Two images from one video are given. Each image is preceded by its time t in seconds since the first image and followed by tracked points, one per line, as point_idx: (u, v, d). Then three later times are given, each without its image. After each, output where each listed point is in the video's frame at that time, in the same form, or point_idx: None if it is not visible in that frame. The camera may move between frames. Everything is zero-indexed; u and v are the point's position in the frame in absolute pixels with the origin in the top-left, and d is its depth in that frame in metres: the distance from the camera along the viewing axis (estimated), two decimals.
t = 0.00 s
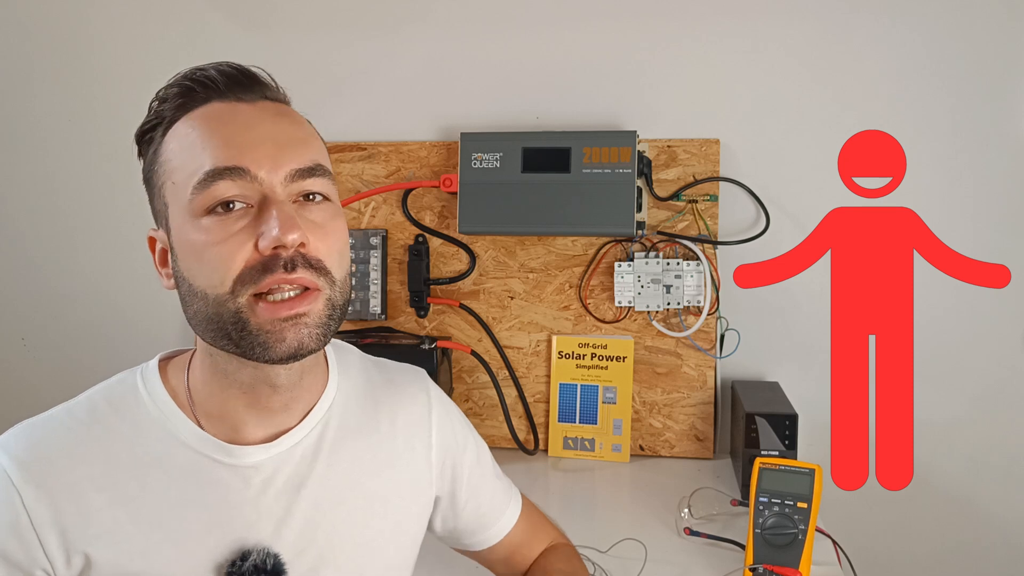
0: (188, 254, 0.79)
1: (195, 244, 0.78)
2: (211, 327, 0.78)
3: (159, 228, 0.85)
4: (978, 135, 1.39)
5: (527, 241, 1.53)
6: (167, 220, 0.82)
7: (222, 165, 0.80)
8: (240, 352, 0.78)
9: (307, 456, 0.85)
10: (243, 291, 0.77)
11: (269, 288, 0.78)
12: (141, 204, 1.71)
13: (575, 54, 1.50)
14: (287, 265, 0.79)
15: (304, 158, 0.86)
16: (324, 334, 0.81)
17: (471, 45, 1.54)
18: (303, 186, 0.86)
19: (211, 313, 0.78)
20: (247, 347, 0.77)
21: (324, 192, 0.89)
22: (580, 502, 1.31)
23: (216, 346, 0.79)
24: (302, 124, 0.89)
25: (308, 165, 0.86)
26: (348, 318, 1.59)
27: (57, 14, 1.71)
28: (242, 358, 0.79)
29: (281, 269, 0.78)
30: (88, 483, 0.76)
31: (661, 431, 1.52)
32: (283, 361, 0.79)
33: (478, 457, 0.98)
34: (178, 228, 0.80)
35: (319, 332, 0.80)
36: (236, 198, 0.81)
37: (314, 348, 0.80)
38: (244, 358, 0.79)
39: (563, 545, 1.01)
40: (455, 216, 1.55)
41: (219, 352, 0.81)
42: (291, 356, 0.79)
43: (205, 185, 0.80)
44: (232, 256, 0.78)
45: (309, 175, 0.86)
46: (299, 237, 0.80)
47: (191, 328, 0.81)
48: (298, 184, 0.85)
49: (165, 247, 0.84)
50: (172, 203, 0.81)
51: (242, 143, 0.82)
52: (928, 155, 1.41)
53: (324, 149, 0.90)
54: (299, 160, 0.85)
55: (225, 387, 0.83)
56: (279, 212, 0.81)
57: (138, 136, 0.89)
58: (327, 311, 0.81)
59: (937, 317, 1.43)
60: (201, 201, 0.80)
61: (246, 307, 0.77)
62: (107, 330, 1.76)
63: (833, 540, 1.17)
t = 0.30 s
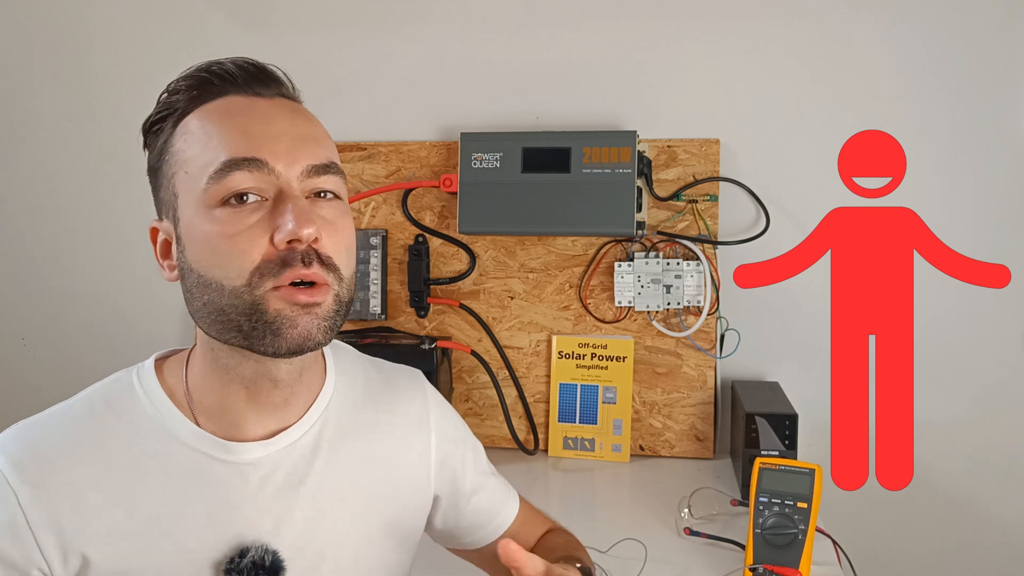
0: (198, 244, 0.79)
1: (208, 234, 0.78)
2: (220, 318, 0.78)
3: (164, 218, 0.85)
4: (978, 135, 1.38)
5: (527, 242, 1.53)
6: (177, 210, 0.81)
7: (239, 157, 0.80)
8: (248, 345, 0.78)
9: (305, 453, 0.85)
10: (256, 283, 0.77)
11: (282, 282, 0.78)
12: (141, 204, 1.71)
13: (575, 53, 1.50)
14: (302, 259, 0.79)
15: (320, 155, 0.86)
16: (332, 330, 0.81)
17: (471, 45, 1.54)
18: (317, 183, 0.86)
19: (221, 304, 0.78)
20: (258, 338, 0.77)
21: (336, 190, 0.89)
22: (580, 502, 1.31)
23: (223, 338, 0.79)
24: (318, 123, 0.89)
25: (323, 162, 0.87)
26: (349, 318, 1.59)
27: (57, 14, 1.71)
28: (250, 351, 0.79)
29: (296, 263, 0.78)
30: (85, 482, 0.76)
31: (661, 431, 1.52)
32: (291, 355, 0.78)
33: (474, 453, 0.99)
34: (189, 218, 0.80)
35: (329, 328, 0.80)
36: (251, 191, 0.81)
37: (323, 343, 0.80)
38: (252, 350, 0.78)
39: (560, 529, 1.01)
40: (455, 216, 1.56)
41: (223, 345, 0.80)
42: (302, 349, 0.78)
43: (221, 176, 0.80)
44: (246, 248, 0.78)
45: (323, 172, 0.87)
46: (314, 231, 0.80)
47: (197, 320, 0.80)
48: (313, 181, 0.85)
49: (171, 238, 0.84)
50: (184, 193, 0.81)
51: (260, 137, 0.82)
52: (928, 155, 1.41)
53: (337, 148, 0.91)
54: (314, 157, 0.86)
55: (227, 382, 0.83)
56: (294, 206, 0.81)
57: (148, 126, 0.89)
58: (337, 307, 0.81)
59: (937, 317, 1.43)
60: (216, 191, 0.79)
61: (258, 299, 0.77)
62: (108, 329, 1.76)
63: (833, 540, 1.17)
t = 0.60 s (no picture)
0: (203, 246, 0.78)
1: (214, 237, 0.78)
2: (221, 322, 0.78)
3: (165, 213, 0.84)
4: (978, 136, 1.39)
5: (527, 242, 1.53)
6: (182, 208, 0.80)
7: (252, 162, 0.80)
8: (249, 350, 0.78)
9: (296, 448, 0.86)
10: (261, 291, 0.78)
11: (287, 291, 0.78)
12: (140, 204, 1.71)
13: (575, 53, 1.50)
14: (309, 270, 0.79)
15: (332, 164, 0.86)
16: (333, 341, 0.82)
17: (471, 45, 1.54)
18: (327, 191, 0.86)
19: (223, 308, 0.78)
20: (260, 346, 0.77)
21: (342, 198, 0.89)
22: (580, 502, 1.31)
23: (222, 340, 0.79)
24: (331, 130, 0.89)
25: (334, 171, 0.87)
26: (349, 318, 1.59)
27: (56, 14, 1.71)
28: (250, 355, 0.79)
29: (302, 274, 0.79)
30: (77, 484, 0.75)
31: (661, 431, 1.52)
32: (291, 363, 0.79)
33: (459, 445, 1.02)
34: (195, 219, 0.79)
35: (329, 339, 0.81)
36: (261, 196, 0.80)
37: (323, 353, 0.81)
38: (252, 355, 0.79)
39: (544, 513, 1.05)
40: (455, 216, 1.56)
41: (222, 347, 0.81)
42: (304, 358, 0.79)
43: (232, 180, 0.79)
44: (254, 255, 0.77)
45: (334, 181, 0.87)
46: (325, 244, 0.81)
47: (197, 319, 0.80)
48: (323, 189, 0.85)
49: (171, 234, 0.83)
50: (190, 192, 0.80)
51: (274, 141, 0.82)
52: (928, 155, 1.41)
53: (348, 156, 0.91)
54: (328, 166, 0.85)
55: (219, 378, 0.83)
56: (305, 216, 0.81)
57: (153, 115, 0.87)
58: (337, 319, 0.82)
59: (936, 317, 1.44)
60: (225, 194, 0.79)
61: (263, 307, 0.77)
62: (108, 329, 1.76)
63: (833, 540, 1.17)
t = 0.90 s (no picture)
0: (296, 273, 0.81)
1: (314, 269, 0.81)
2: (292, 341, 0.83)
3: (225, 223, 0.79)
4: (978, 136, 1.39)
5: (527, 242, 1.53)
6: (269, 231, 0.79)
7: (360, 203, 0.83)
8: (310, 365, 0.86)
9: (271, 442, 0.87)
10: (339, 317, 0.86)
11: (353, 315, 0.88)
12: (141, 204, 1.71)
13: (576, 53, 1.50)
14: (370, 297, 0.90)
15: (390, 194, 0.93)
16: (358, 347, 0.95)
17: (472, 45, 1.54)
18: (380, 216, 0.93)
19: (303, 330, 0.83)
20: (325, 363, 0.87)
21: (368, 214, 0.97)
22: (580, 502, 1.31)
23: (283, 356, 0.84)
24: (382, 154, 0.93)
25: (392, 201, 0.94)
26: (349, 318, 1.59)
27: (56, 14, 1.71)
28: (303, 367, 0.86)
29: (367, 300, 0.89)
30: (56, 498, 0.74)
31: (662, 431, 1.52)
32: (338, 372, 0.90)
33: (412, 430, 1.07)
34: (290, 246, 0.80)
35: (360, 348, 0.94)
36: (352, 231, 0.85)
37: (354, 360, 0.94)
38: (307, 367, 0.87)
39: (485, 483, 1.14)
40: (455, 216, 1.56)
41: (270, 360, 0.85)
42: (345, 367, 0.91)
43: (339, 218, 0.81)
44: (345, 289, 0.84)
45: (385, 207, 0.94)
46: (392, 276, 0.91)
47: (257, 334, 0.82)
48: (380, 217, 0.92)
49: (231, 247, 0.80)
50: (285, 218, 0.79)
51: (370, 178, 0.85)
52: (928, 155, 1.41)
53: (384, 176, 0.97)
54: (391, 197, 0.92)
55: (198, 379, 0.84)
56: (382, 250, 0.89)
57: (203, 107, 0.79)
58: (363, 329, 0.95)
59: (937, 317, 1.43)
60: (324, 231, 0.81)
61: (337, 330, 0.86)
62: (108, 328, 1.76)
63: (833, 540, 1.17)
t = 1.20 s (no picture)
0: (291, 274, 0.82)
1: (308, 269, 0.82)
2: (288, 341, 0.84)
3: (217, 227, 0.79)
4: (979, 136, 1.39)
5: (527, 242, 1.53)
6: (263, 233, 0.80)
7: (350, 203, 0.84)
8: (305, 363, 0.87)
9: (259, 440, 0.88)
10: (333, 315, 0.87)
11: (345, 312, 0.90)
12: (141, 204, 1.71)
13: (576, 53, 1.50)
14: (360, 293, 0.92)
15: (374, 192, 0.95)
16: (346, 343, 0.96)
17: (472, 45, 1.54)
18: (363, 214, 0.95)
19: (297, 329, 0.84)
20: (319, 360, 0.88)
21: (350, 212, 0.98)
22: (580, 502, 1.31)
23: (279, 355, 0.85)
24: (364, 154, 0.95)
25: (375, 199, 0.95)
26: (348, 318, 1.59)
27: (56, 14, 1.70)
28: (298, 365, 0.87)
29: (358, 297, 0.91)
30: (51, 502, 0.72)
31: (661, 431, 1.52)
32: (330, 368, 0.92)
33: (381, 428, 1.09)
34: (284, 247, 0.81)
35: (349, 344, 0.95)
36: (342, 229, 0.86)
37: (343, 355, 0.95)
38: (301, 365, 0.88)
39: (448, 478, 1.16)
40: (455, 216, 1.56)
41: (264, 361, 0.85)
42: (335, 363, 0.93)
43: (331, 218, 0.83)
44: (338, 287, 0.86)
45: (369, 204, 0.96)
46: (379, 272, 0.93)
47: (252, 335, 0.83)
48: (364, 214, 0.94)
49: (224, 250, 0.80)
50: (278, 220, 0.80)
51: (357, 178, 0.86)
52: (928, 155, 1.41)
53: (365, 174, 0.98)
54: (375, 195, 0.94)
55: (187, 378, 0.84)
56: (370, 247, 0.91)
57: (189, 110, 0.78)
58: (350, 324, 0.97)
59: (937, 317, 1.44)
60: (317, 232, 0.82)
61: (331, 327, 0.88)
62: (107, 329, 1.75)
63: (833, 540, 1.17)
